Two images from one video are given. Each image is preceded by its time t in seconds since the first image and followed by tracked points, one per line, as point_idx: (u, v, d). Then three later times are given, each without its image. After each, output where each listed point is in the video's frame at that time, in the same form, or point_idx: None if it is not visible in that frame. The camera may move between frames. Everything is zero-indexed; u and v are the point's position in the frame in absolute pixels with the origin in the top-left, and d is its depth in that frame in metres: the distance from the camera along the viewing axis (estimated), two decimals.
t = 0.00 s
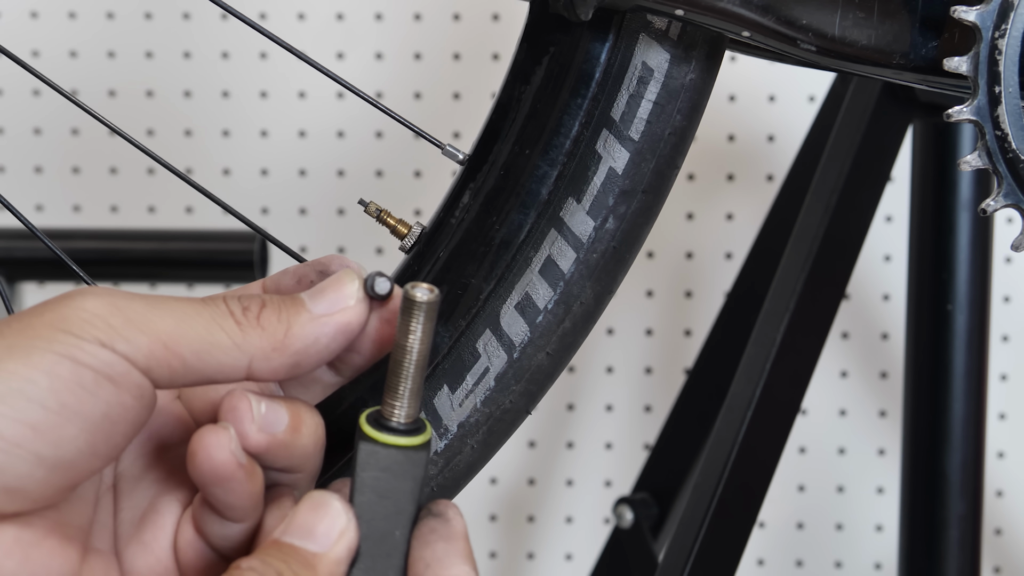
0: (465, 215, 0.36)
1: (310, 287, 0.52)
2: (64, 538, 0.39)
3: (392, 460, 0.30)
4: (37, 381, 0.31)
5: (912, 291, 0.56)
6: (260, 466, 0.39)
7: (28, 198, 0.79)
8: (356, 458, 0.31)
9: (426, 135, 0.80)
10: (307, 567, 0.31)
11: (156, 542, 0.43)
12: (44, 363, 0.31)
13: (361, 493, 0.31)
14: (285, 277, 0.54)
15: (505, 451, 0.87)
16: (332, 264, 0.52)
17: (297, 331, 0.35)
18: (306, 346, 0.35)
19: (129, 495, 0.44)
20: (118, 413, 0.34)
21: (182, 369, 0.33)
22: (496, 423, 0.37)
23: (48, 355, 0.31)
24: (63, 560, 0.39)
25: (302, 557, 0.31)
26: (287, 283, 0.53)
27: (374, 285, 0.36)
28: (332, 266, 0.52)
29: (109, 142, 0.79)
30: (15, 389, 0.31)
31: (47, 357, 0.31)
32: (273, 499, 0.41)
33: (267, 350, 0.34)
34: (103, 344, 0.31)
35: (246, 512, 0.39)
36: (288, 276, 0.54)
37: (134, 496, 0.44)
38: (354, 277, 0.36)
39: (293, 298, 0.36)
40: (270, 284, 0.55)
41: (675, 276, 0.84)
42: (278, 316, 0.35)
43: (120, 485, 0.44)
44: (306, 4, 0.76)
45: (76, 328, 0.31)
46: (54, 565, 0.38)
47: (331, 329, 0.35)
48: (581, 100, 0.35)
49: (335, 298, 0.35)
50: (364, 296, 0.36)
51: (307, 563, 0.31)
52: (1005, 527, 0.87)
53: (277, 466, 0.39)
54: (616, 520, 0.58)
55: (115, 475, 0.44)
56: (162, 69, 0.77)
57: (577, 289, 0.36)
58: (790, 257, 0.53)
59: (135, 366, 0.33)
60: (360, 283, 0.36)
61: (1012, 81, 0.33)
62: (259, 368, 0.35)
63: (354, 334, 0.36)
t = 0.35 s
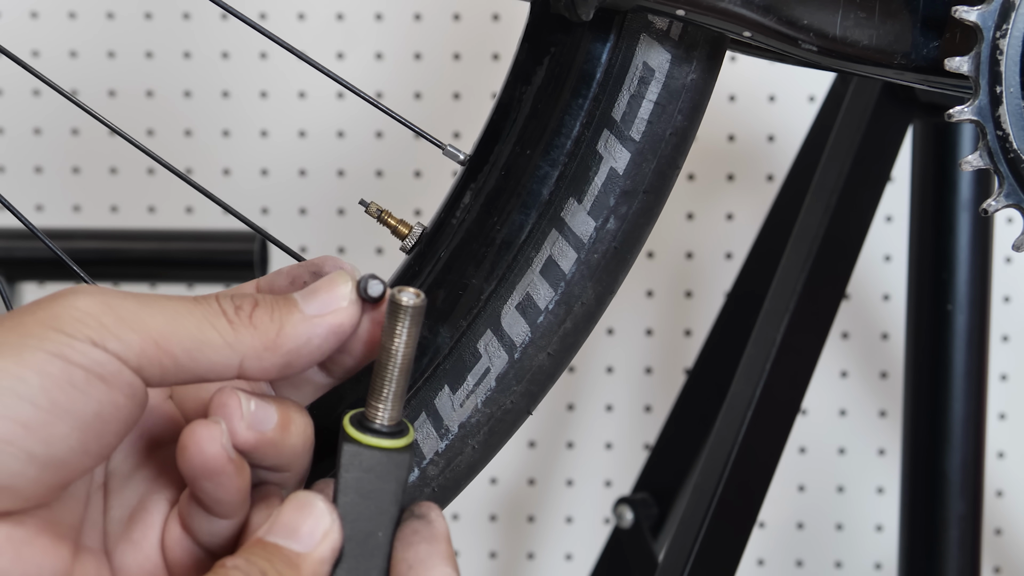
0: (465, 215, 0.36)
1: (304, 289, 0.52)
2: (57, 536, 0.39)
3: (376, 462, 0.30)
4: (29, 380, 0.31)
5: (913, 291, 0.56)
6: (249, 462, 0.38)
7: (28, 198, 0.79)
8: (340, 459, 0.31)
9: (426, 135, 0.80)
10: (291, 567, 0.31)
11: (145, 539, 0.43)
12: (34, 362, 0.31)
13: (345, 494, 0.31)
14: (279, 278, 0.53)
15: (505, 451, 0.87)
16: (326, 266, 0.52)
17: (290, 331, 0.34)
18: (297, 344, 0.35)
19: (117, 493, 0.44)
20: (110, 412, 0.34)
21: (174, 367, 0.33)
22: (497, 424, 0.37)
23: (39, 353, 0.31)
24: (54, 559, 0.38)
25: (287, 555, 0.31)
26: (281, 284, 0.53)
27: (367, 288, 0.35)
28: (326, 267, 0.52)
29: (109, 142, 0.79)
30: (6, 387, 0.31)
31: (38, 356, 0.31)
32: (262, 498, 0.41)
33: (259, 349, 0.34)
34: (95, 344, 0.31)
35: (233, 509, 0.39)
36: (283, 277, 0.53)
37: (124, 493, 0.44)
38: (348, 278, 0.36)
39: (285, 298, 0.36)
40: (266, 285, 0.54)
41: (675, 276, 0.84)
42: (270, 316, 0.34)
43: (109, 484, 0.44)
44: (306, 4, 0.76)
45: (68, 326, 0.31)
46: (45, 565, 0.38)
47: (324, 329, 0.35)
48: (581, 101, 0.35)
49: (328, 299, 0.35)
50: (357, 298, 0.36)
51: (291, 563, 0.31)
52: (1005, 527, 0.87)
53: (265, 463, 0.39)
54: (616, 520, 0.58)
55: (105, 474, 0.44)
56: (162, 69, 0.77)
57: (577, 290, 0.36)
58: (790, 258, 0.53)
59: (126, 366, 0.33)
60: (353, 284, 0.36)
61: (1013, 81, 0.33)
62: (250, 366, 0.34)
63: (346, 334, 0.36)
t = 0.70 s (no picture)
0: (465, 215, 0.36)
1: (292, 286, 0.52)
2: (33, 543, 0.39)
3: (355, 467, 0.31)
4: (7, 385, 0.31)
5: (913, 291, 0.56)
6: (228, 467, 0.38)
7: (28, 198, 0.79)
8: (319, 464, 0.31)
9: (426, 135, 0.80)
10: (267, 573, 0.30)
11: (123, 545, 0.43)
12: (12, 364, 0.31)
13: (323, 499, 0.31)
14: (266, 276, 0.53)
15: (505, 451, 0.87)
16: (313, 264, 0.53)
17: (273, 332, 0.34)
18: (281, 347, 0.35)
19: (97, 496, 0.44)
20: (89, 416, 0.34)
21: (155, 369, 0.33)
22: (496, 423, 0.37)
23: (16, 356, 0.31)
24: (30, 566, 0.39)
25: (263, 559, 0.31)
26: (269, 281, 0.53)
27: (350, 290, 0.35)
28: (315, 265, 0.52)
29: (109, 142, 0.79)
30: None
31: (16, 359, 0.31)
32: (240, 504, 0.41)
33: (242, 350, 0.34)
34: (74, 346, 0.31)
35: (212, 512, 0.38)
36: (270, 275, 0.53)
37: (103, 498, 0.44)
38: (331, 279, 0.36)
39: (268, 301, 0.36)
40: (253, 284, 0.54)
41: (676, 276, 0.84)
42: (253, 317, 0.34)
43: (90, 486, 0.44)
44: (306, 4, 0.76)
45: (47, 329, 0.31)
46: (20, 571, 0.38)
47: (307, 331, 0.35)
48: (581, 100, 0.35)
49: (312, 300, 0.35)
50: (342, 300, 0.36)
51: (267, 568, 0.30)
52: (1005, 527, 0.87)
53: (245, 469, 0.38)
54: (616, 520, 0.58)
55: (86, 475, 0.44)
56: (162, 69, 0.78)
57: (577, 289, 0.36)
58: (790, 256, 0.53)
59: (106, 369, 0.32)
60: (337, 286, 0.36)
61: (1012, 81, 0.33)
62: (233, 368, 0.34)
63: (330, 337, 0.36)
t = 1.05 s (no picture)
0: (466, 216, 0.36)
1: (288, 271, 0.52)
2: (28, 529, 0.39)
3: (350, 451, 0.31)
4: None
5: (912, 290, 0.56)
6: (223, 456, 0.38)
7: (28, 198, 0.79)
8: (314, 448, 0.31)
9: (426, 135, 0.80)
10: (262, 557, 0.30)
11: (118, 531, 0.42)
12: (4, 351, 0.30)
13: (318, 483, 0.31)
14: (260, 262, 0.53)
15: (506, 452, 0.87)
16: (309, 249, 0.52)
17: (266, 317, 0.34)
18: (275, 331, 0.34)
19: (93, 482, 0.43)
20: (82, 401, 0.33)
21: (148, 355, 0.32)
22: (497, 424, 0.37)
23: (8, 342, 0.30)
24: (25, 551, 0.38)
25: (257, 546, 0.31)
26: (264, 268, 0.52)
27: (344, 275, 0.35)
28: (310, 250, 0.52)
29: (109, 142, 0.79)
30: None
31: (8, 345, 0.31)
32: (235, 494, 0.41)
33: (236, 335, 0.33)
34: (65, 332, 0.31)
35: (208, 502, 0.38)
36: (265, 262, 0.52)
37: (99, 485, 0.43)
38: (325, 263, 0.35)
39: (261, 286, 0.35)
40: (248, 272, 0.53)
41: (676, 277, 0.84)
42: (247, 301, 0.34)
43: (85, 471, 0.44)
44: (306, 4, 0.76)
45: (39, 314, 0.31)
46: (17, 557, 0.38)
47: (301, 316, 0.34)
48: (582, 101, 0.35)
49: (307, 284, 0.34)
50: (337, 286, 0.35)
51: (262, 553, 0.31)
52: (1005, 527, 0.87)
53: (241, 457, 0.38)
54: (616, 520, 0.58)
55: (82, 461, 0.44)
56: (162, 69, 0.78)
57: (577, 290, 0.36)
58: (791, 257, 0.53)
59: (98, 353, 0.32)
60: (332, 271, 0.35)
61: (1013, 81, 0.33)
62: (226, 352, 0.34)
63: (323, 323, 0.35)
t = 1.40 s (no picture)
0: (465, 215, 0.36)
1: (171, 391, 0.32)
2: None
3: None
4: None
5: (913, 291, 0.56)
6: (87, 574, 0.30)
7: (28, 198, 0.79)
8: None
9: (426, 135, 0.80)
10: None
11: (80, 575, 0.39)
12: None
13: None
14: (139, 370, 0.32)
15: (505, 451, 0.87)
16: (192, 360, 0.31)
17: (61, 491, 0.21)
18: (75, 506, 0.22)
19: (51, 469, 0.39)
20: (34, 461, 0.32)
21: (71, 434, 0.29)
22: (496, 424, 0.37)
23: None
24: None
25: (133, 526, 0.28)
26: (140, 382, 0.32)
27: (162, 455, 0.21)
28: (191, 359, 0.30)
29: (109, 142, 0.79)
30: None
31: None
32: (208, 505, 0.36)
33: (25, 506, 0.22)
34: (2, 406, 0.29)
35: None
36: (142, 371, 0.32)
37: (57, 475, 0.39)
38: (153, 423, 0.21)
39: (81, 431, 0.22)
40: (125, 375, 0.33)
41: (675, 276, 0.85)
42: (46, 465, 0.21)
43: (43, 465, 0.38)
44: (306, 4, 0.76)
45: None
46: None
47: (107, 491, 0.21)
48: (581, 101, 0.35)
49: (121, 452, 0.21)
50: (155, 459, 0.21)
51: None
52: (1005, 527, 0.87)
53: None
54: (616, 520, 0.58)
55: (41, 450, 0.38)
56: (162, 69, 0.78)
57: (577, 289, 0.36)
58: (790, 256, 0.53)
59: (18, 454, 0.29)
60: (156, 435, 0.21)
61: (1012, 81, 0.33)
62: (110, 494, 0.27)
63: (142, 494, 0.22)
